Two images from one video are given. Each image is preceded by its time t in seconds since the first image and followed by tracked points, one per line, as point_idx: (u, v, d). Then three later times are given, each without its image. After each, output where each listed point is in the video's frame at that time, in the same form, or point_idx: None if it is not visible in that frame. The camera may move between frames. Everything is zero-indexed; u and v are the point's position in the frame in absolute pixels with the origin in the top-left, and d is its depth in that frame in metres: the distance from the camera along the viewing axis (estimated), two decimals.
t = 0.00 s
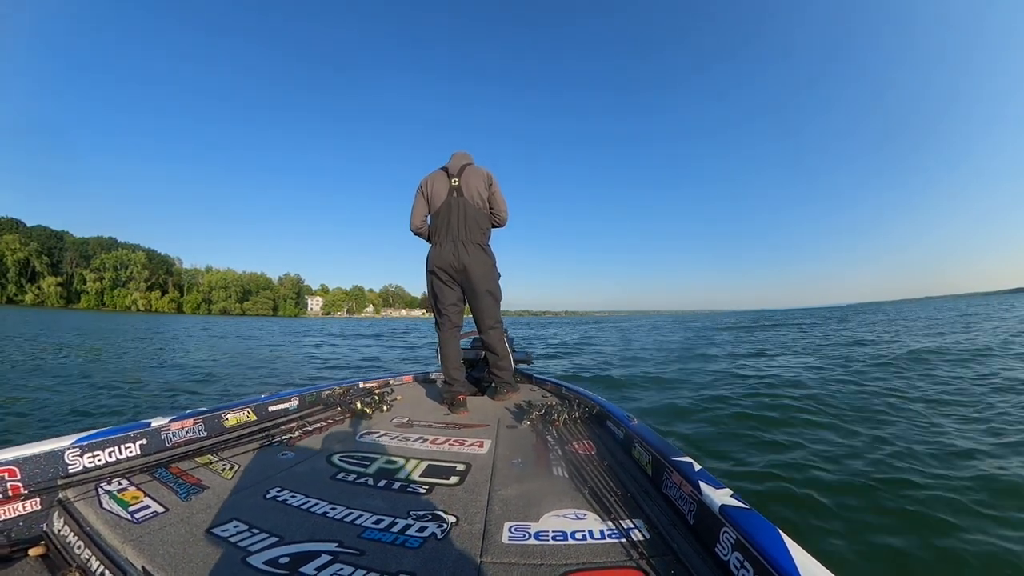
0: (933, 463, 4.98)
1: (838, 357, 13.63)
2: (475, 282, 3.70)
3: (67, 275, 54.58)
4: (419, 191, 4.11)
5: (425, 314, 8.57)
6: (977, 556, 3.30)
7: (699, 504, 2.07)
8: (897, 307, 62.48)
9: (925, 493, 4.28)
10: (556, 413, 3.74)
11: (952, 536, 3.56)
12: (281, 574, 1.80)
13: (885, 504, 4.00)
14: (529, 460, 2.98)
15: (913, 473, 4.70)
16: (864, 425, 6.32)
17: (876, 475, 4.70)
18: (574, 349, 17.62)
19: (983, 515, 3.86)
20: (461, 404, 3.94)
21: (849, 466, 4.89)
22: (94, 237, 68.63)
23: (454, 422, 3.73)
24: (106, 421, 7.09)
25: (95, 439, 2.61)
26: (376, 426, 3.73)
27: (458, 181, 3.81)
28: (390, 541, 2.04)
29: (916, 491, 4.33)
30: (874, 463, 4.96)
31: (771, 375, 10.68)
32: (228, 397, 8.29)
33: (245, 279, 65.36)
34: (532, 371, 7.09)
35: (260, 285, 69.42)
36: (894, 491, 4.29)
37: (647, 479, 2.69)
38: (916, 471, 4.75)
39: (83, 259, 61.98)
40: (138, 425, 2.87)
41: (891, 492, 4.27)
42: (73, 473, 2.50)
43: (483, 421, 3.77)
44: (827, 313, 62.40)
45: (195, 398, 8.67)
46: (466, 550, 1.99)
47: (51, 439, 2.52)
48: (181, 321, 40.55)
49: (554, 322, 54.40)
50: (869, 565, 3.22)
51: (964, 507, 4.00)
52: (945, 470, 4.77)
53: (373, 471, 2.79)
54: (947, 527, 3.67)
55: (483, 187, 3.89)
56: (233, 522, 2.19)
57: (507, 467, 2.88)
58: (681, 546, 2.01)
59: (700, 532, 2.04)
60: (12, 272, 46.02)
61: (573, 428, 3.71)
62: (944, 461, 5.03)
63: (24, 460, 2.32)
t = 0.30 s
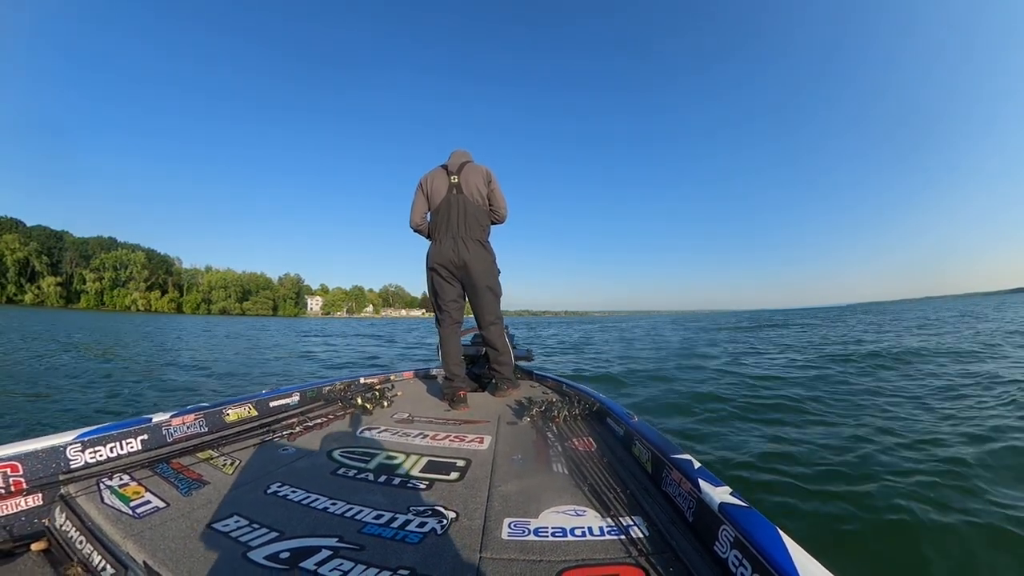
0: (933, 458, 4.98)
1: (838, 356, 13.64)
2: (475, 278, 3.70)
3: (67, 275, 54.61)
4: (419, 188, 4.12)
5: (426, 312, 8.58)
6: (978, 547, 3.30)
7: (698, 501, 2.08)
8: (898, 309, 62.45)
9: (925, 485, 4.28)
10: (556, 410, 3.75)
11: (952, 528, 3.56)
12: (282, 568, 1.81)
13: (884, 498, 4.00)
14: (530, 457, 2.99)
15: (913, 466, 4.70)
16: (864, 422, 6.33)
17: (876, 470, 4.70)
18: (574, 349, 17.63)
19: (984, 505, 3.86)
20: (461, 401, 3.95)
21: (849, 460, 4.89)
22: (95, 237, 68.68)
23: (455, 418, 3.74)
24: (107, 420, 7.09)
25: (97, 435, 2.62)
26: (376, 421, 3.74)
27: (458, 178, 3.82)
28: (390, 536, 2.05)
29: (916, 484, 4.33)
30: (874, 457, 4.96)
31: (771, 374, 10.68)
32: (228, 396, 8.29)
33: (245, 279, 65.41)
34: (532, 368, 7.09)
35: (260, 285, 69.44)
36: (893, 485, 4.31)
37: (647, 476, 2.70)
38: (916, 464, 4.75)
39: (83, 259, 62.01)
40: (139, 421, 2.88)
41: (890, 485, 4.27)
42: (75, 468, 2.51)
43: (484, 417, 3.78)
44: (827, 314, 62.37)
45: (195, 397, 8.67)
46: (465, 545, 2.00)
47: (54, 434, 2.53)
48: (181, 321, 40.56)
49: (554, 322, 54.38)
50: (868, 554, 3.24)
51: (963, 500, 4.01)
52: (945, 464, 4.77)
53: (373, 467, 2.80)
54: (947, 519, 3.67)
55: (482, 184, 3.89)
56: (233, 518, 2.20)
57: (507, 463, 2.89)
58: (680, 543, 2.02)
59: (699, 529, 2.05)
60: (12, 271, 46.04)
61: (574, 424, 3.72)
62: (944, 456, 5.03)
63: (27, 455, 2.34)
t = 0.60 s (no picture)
0: (933, 457, 4.98)
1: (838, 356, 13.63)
2: (475, 275, 3.71)
3: (67, 275, 54.60)
4: (419, 186, 4.12)
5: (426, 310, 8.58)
6: (975, 545, 3.31)
7: (697, 499, 2.09)
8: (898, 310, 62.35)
9: (924, 484, 4.29)
10: (556, 408, 3.76)
11: (951, 527, 3.57)
12: (282, 564, 1.81)
13: (883, 497, 4.01)
14: (529, 454, 3.00)
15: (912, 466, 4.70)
16: (864, 421, 6.33)
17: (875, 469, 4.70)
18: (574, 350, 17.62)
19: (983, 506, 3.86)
20: (461, 397, 3.96)
21: (849, 460, 4.89)
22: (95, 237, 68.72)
23: (455, 415, 3.75)
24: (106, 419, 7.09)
25: (98, 431, 2.62)
26: (376, 418, 3.75)
27: (458, 176, 3.83)
28: (389, 532, 2.06)
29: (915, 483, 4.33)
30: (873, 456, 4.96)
31: (770, 374, 10.68)
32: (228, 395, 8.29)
33: (246, 279, 65.41)
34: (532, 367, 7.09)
35: (260, 284, 69.40)
36: (892, 483, 4.31)
37: (646, 474, 2.71)
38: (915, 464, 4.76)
39: (83, 259, 61.99)
40: (140, 417, 2.88)
41: (889, 484, 4.28)
42: (76, 464, 2.52)
43: (484, 414, 3.79)
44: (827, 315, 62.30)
45: (194, 397, 8.66)
46: (465, 542, 2.01)
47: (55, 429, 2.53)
48: (180, 322, 40.55)
49: (553, 322, 54.34)
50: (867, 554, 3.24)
51: (962, 498, 4.01)
52: (943, 463, 4.78)
53: (373, 463, 2.81)
54: (946, 517, 3.68)
55: (482, 182, 3.89)
56: (233, 513, 2.21)
57: (507, 460, 2.89)
58: (679, 542, 2.02)
59: (698, 528, 2.05)
60: (11, 271, 46.04)
61: (574, 422, 3.72)
62: (943, 455, 5.02)
63: (28, 450, 2.34)
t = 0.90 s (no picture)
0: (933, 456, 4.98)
1: (838, 356, 13.63)
2: (475, 275, 3.71)
3: (66, 275, 54.57)
4: (419, 186, 4.12)
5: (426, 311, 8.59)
6: (976, 543, 3.32)
7: (698, 500, 2.09)
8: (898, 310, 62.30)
9: (924, 482, 4.29)
10: (556, 408, 3.76)
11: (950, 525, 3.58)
12: (282, 564, 1.81)
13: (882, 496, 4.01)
14: (530, 454, 3.00)
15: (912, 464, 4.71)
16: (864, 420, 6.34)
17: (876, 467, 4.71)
18: (574, 350, 17.61)
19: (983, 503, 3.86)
20: (462, 397, 3.96)
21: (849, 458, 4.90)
22: (95, 237, 68.74)
23: (456, 415, 3.75)
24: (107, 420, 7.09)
25: (98, 431, 2.62)
26: (377, 418, 3.75)
27: (458, 176, 3.83)
28: (390, 533, 2.06)
29: (916, 481, 4.33)
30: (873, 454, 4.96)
31: (771, 374, 10.67)
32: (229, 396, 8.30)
33: (246, 279, 65.39)
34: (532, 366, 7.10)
35: (260, 285, 69.38)
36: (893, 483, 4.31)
37: (647, 475, 2.70)
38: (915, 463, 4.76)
39: (83, 259, 62.02)
40: (141, 417, 2.88)
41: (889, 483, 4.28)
42: (77, 464, 2.51)
43: (485, 414, 3.78)
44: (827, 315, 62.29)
45: (195, 398, 8.66)
46: (465, 542, 2.01)
47: (56, 430, 2.53)
48: (180, 322, 40.55)
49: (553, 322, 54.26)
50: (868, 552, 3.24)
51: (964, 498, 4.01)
52: (943, 461, 4.79)
53: (374, 463, 2.81)
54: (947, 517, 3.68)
55: (482, 182, 3.90)
56: (234, 513, 2.21)
57: (508, 460, 2.89)
58: (679, 542, 2.02)
59: (699, 528, 2.05)
60: (11, 271, 46.04)
61: (574, 422, 3.72)
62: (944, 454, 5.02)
63: (29, 451, 2.33)
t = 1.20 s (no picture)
0: (935, 457, 4.97)
1: (837, 356, 13.65)
2: (478, 278, 3.70)
3: (66, 275, 54.53)
4: (421, 188, 4.11)
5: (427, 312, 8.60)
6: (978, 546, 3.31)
7: (701, 501, 2.08)
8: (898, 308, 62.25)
9: (927, 484, 4.28)
10: (559, 410, 3.75)
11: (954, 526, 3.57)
12: (285, 569, 1.80)
13: (885, 497, 4.02)
14: (532, 456, 2.99)
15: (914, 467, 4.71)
16: (865, 421, 6.34)
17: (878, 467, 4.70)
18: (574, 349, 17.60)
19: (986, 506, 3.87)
20: (463, 400, 3.96)
21: (851, 460, 4.89)
22: (94, 238, 68.72)
23: (458, 418, 3.75)
24: (107, 421, 7.09)
25: (100, 436, 2.62)
26: (379, 422, 3.75)
27: (460, 178, 3.82)
28: (393, 536, 2.05)
29: (920, 483, 4.33)
30: (875, 457, 4.96)
31: (771, 373, 10.68)
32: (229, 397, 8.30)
33: (245, 279, 65.39)
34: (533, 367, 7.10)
35: (259, 285, 69.46)
36: (895, 484, 4.30)
37: (650, 476, 2.70)
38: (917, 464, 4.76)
39: (83, 259, 62.12)
40: (143, 422, 2.89)
41: (892, 484, 4.27)
42: (78, 469, 2.51)
43: (487, 417, 3.78)
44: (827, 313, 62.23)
45: (195, 398, 8.66)
46: (469, 546, 2.00)
47: (57, 435, 2.54)
48: (179, 321, 40.57)
49: (553, 322, 54.24)
50: (871, 552, 3.24)
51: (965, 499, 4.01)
52: (945, 463, 4.78)
53: (377, 467, 2.80)
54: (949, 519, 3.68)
55: (484, 185, 3.90)
56: (236, 518, 2.20)
57: (510, 463, 2.88)
58: (682, 544, 2.02)
59: (703, 530, 2.04)
60: (10, 271, 46.00)
61: (576, 424, 3.72)
62: (945, 455, 5.03)
63: (31, 456, 2.34)
